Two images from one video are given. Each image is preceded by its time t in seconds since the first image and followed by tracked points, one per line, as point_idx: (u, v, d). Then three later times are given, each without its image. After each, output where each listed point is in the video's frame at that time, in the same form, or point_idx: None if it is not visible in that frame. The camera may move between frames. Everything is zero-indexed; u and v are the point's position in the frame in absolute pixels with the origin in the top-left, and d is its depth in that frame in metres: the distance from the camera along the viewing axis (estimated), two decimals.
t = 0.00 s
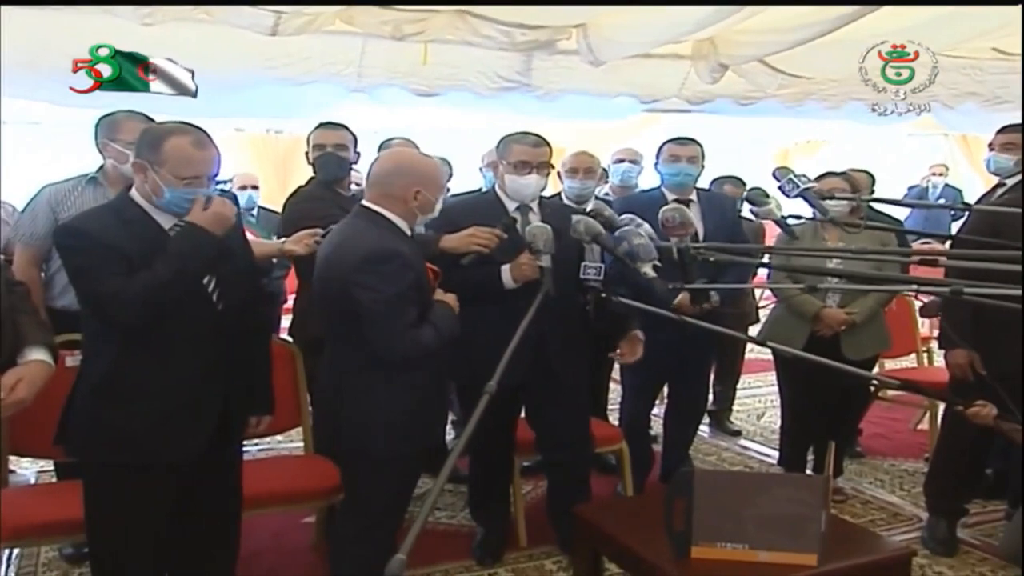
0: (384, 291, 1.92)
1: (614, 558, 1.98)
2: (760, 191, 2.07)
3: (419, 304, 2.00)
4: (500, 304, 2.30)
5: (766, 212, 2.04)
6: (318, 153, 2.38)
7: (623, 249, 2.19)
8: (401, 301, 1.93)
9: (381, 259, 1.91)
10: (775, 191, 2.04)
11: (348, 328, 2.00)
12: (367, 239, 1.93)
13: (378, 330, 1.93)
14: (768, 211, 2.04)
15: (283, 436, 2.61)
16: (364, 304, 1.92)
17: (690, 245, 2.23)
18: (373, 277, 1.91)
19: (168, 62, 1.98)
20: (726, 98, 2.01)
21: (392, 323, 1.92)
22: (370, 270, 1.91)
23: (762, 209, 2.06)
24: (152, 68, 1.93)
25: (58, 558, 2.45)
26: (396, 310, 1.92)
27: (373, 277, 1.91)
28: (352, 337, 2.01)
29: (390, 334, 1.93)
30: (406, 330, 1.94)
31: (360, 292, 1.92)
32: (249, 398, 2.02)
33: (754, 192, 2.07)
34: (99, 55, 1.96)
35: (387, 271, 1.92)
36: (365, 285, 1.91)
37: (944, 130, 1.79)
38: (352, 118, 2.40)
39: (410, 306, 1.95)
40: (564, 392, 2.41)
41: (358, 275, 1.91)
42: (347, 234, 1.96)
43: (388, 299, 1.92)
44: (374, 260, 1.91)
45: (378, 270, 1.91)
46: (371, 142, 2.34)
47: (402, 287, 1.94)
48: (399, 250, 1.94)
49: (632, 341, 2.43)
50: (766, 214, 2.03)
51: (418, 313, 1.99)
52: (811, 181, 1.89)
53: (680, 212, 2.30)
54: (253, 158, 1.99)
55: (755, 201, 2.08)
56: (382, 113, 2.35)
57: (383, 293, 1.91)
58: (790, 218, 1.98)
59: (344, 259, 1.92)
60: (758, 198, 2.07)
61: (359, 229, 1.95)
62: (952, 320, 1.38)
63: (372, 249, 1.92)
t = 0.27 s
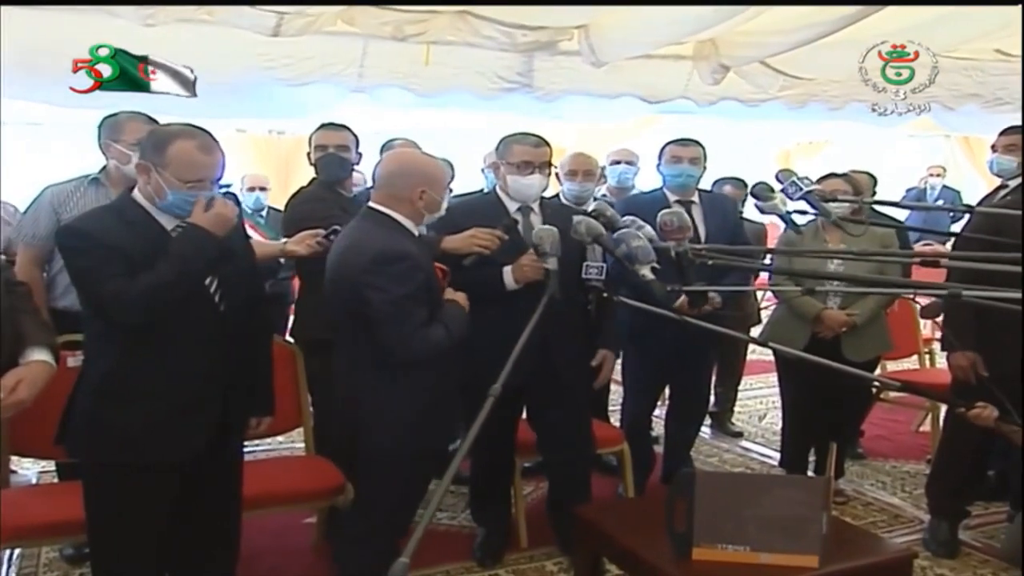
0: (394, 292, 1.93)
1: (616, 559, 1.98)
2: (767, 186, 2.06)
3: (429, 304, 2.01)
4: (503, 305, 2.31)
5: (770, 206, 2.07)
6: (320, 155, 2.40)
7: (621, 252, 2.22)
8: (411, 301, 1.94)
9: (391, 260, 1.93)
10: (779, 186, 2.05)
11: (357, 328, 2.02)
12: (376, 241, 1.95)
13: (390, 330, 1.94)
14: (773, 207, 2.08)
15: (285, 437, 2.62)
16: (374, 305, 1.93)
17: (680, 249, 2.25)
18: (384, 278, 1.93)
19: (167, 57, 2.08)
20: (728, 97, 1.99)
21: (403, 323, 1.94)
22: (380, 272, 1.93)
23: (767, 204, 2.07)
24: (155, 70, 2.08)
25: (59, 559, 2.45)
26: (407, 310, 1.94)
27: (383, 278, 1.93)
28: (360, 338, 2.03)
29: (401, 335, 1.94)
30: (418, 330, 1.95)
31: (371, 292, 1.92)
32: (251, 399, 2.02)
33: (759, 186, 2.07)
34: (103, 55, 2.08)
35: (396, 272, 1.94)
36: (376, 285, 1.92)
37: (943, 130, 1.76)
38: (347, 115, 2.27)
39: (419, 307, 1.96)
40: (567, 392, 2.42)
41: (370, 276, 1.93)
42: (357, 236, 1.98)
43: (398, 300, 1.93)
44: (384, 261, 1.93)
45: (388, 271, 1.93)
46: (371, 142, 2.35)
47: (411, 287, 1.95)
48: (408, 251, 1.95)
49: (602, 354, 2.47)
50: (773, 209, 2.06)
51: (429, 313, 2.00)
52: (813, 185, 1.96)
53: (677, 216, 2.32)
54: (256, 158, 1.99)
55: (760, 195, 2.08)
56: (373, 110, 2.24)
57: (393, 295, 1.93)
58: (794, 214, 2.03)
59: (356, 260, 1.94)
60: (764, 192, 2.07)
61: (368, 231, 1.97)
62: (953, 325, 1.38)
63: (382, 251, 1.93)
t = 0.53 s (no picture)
0: (398, 287, 1.91)
1: (620, 556, 1.98)
2: (773, 185, 2.07)
3: (434, 298, 2.00)
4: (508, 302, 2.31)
5: (775, 204, 2.06)
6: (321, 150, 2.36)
7: (623, 248, 2.20)
8: (415, 296, 1.93)
9: (393, 256, 1.91)
10: (782, 183, 2.06)
11: (362, 325, 2.02)
12: (379, 236, 1.93)
13: (395, 326, 1.94)
14: (778, 206, 2.07)
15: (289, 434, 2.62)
16: (379, 301, 1.93)
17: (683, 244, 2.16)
18: (386, 274, 1.91)
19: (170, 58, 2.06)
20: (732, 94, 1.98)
21: (408, 319, 1.93)
22: (383, 267, 1.91)
23: (771, 202, 2.07)
24: (157, 68, 2.08)
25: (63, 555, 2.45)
26: (410, 305, 1.92)
27: (385, 274, 1.91)
28: (365, 334, 2.03)
29: (406, 331, 1.94)
30: (422, 325, 1.95)
31: (375, 288, 1.92)
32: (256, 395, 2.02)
33: (766, 185, 2.08)
34: (101, 55, 2.03)
35: (399, 267, 1.92)
36: (379, 281, 1.91)
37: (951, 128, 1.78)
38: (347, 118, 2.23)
39: (424, 302, 1.95)
40: (571, 389, 2.42)
41: (373, 272, 1.91)
42: (361, 232, 1.97)
43: (402, 295, 1.92)
44: (386, 257, 1.91)
45: (391, 267, 1.91)
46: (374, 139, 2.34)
47: (415, 283, 1.93)
48: (410, 246, 1.93)
49: (596, 355, 2.45)
50: (778, 209, 2.05)
51: (434, 308, 2.00)
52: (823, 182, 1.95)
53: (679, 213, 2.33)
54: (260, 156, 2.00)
55: (767, 195, 2.09)
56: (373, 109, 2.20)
57: (396, 290, 1.91)
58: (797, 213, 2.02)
59: (360, 256, 1.93)
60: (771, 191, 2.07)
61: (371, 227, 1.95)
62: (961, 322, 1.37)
63: (387, 247, 1.91)
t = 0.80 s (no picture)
0: (393, 285, 1.92)
1: (618, 555, 1.98)
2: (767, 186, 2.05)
3: (429, 297, 2.00)
4: (504, 302, 2.31)
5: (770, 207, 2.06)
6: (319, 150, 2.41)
7: (619, 248, 2.16)
8: (410, 294, 1.93)
9: (387, 254, 1.91)
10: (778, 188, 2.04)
11: (357, 323, 2.02)
12: (373, 235, 1.94)
13: (390, 324, 1.94)
14: (771, 206, 2.06)
15: (286, 435, 2.62)
16: (373, 300, 1.93)
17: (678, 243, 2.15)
18: (381, 272, 1.91)
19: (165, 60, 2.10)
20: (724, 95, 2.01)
21: (402, 317, 1.93)
22: (378, 266, 1.92)
23: (765, 206, 2.07)
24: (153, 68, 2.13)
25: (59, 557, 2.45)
26: (406, 304, 1.92)
27: (380, 272, 1.91)
28: (360, 333, 2.02)
29: (400, 329, 1.94)
30: (417, 324, 1.95)
31: (370, 287, 1.92)
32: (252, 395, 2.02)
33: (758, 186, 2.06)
34: (101, 55, 2.15)
35: (394, 266, 1.92)
36: (373, 280, 1.92)
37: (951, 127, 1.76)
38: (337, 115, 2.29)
39: (419, 300, 1.95)
40: (568, 389, 2.42)
41: (367, 271, 1.92)
42: (355, 231, 1.97)
43: (397, 293, 1.92)
44: (381, 255, 1.91)
45: (386, 265, 1.92)
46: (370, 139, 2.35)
47: (410, 281, 1.93)
48: (404, 245, 1.93)
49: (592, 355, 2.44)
50: (771, 211, 2.06)
51: (429, 307, 2.00)
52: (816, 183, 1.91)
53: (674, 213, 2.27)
54: (257, 155, 2.01)
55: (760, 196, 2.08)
56: (370, 109, 2.23)
57: (391, 288, 1.92)
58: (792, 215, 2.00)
59: (354, 254, 1.93)
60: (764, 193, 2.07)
61: (365, 226, 1.95)
62: (957, 320, 1.37)
63: (381, 245, 1.92)
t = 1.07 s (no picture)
0: (395, 284, 1.92)
1: (621, 556, 1.97)
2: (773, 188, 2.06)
3: (430, 296, 2.00)
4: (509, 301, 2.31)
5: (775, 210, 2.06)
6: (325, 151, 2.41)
7: (626, 248, 2.21)
8: (412, 293, 1.93)
9: (389, 253, 1.92)
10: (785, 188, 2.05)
11: (358, 323, 2.02)
12: (375, 234, 1.94)
13: (391, 323, 1.94)
14: (777, 209, 2.05)
15: (290, 433, 2.63)
16: (374, 299, 1.93)
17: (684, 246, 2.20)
18: (382, 271, 1.92)
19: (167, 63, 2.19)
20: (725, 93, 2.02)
21: (403, 317, 1.93)
22: (379, 265, 1.92)
23: (771, 207, 2.07)
24: (153, 67, 2.20)
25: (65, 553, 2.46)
26: (407, 303, 1.92)
27: (381, 271, 1.92)
28: (362, 332, 2.03)
29: (402, 328, 1.94)
30: (419, 323, 1.94)
31: (371, 286, 1.92)
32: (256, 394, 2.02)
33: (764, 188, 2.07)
34: (101, 55, 2.22)
35: (395, 264, 1.92)
36: (375, 279, 1.92)
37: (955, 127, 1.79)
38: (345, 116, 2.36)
39: (420, 299, 1.94)
40: (572, 389, 2.42)
41: (369, 270, 1.92)
42: (357, 230, 1.98)
43: (399, 292, 1.92)
44: (382, 254, 1.92)
45: (387, 264, 1.92)
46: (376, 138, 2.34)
47: (411, 281, 1.93)
48: (406, 243, 1.93)
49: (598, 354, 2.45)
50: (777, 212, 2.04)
51: (430, 306, 2.00)
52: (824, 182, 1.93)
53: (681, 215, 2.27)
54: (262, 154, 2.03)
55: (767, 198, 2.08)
56: (373, 107, 2.25)
57: (392, 287, 1.92)
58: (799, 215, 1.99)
59: (355, 253, 1.94)
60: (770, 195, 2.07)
61: (367, 225, 1.96)
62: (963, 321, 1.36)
63: (382, 244, 1.92)
